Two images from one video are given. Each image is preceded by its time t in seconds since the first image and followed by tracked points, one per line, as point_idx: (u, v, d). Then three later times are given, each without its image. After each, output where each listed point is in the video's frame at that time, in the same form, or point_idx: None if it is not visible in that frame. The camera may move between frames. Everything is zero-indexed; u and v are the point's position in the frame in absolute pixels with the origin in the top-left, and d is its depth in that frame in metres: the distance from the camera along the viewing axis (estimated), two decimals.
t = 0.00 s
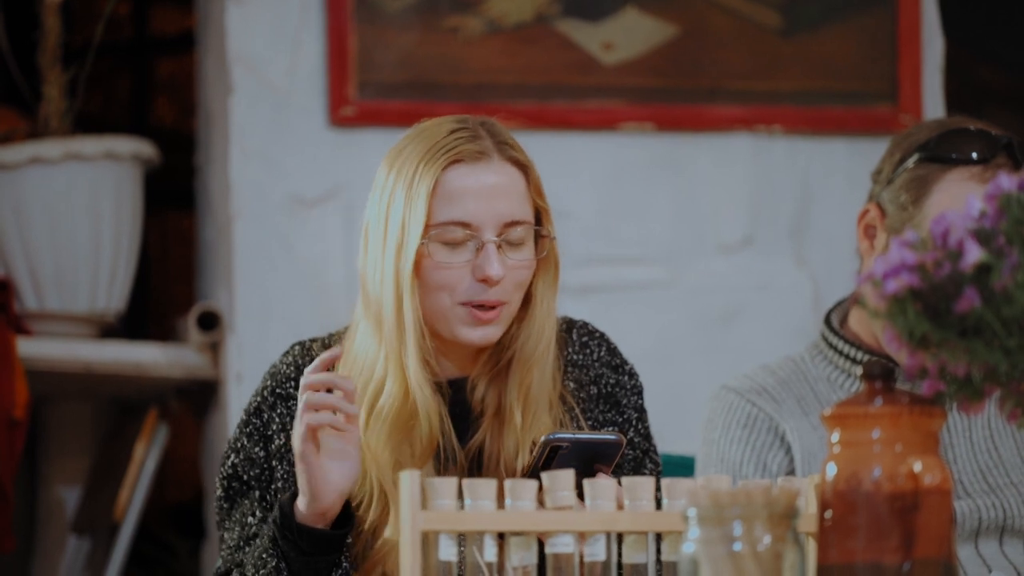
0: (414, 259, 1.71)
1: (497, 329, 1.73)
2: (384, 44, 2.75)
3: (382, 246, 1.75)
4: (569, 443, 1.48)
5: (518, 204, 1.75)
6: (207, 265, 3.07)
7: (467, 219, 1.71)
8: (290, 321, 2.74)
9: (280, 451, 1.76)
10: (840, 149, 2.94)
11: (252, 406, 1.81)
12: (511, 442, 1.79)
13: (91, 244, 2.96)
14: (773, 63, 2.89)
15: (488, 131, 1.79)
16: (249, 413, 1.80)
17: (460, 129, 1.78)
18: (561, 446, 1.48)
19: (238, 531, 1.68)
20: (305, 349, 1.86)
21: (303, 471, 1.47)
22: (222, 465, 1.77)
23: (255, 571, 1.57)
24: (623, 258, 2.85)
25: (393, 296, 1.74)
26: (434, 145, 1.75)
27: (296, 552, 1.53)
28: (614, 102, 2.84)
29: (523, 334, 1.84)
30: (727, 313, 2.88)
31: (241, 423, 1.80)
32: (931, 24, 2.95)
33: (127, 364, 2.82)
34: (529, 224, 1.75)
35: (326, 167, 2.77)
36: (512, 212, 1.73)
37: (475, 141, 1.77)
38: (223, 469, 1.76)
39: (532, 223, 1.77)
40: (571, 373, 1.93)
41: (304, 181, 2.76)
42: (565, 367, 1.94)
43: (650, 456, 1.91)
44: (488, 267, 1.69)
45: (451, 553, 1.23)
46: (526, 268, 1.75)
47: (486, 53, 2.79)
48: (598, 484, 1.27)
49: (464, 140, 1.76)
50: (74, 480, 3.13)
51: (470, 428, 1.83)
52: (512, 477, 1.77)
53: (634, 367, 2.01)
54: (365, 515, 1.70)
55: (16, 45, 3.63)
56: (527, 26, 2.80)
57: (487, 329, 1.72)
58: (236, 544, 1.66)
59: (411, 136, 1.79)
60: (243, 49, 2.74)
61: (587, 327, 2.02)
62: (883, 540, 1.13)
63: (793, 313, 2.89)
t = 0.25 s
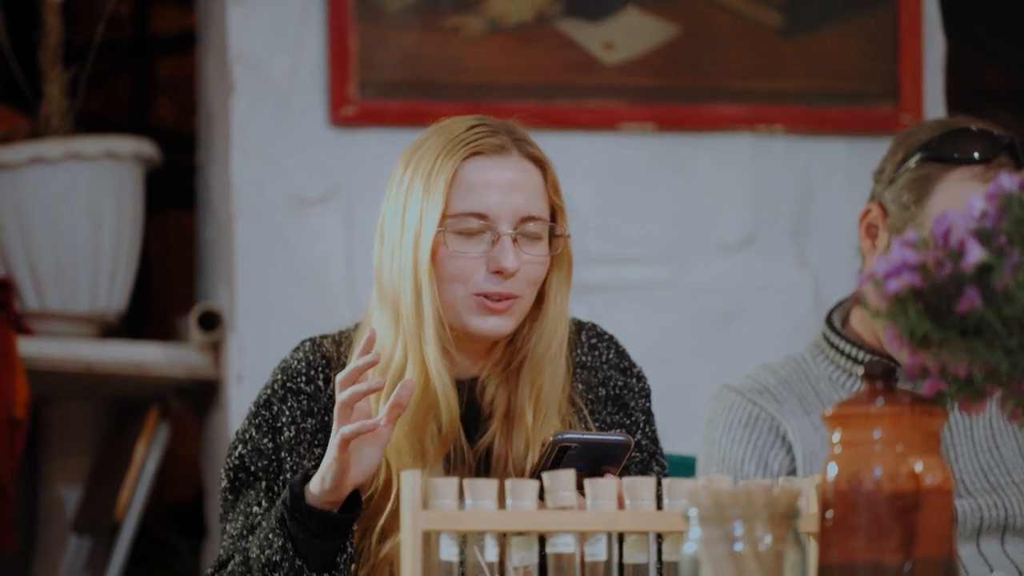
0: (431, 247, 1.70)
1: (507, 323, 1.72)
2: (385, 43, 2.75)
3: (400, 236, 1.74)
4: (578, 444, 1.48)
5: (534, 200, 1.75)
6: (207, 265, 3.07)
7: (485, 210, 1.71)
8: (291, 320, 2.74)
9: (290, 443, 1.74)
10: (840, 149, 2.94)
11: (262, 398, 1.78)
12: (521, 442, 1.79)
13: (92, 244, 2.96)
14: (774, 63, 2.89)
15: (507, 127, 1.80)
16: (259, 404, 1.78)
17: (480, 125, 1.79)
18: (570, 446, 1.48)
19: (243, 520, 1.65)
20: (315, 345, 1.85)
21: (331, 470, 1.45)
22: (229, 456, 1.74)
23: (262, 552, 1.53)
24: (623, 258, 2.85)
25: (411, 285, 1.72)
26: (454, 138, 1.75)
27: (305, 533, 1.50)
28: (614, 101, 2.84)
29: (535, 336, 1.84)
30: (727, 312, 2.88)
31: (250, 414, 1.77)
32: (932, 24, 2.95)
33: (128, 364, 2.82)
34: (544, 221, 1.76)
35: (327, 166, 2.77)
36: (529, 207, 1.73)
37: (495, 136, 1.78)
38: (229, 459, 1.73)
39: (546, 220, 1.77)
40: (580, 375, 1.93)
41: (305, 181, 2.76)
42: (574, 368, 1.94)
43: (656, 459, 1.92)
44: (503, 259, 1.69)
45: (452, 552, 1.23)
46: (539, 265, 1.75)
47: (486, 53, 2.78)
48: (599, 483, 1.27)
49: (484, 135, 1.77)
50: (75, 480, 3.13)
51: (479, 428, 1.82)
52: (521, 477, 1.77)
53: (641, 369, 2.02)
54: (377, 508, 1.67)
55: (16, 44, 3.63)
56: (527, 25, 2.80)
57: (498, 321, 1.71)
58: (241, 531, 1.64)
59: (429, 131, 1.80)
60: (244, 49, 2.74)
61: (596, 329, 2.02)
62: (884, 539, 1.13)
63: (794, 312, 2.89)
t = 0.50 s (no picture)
0: (442, 241, 1.70)
1: (516, 319, 1.71)
2: (385, 43, 2.75)
3: (410, 233, 1.73)
4: (587, 439, 1.48)
5: (545, 198, 1.75)
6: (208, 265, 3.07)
7: (495, 206, 1.71)
8: (291, 320, 2.74)
9: (295, 437, 1.74)
10: (840, 149, 2.94)
11: (268, 393, 1.78)
12: (528, 442, 1.78)
13: (92, 244, 2.96)
14: (774, 63, 2.90)
15: (518, 127, 1.81)
16: (264, 399, 1.77)
17: (491, 124, 1.80)
18: (578, 442, 1.48)
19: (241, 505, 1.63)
20: (322, 342, 1.85)
21: (339, 445, 1.45)
22: (232, 448, 1.74)
23: (253, 525, 1.55)
24: (623, 258, 2.85)
25: (422, 280, 1.71)
26: (466, 136, 1.76)
27: (297, 505, 1.52)
28: (614, 102, 2.84)
29: (545, 335, 1.83)
30: (727, 313, 2.88)
31: (255, 408, 1.77)
32: (932, 24, 2.95)
33: (128, 364, 2.81)
34: (555, 219, 1.76)
35: (327, 166, 2.77)
36: (539, 204, 1.74)
37: (506, 134, 1.79)
38: (233, 451, 1.73)
39: (557, 219, 1.77)
40: (585, 377, 1.93)
41: (305, 181, 2.76)
42: (580, 370, 1.94)
43: (661, 461, 1.92)
44: (513, 254, 1.69)
45: (452, 553, 1.23)
46: (549, 262, 1.74)
47: (486, 53, 2.78)
48: (599, 484, 1.27)
49: (496, 133, 1.78)
50: (75, 480, 3.13)
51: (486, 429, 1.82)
52: (527, 477, 1.77)
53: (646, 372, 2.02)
54: (387, 501, 1.69)
55: (15, 45, 3.63)
56: (527, 25, 2.80)
57: (507, 317, 1.71)
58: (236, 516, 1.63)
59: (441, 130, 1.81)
60: (244, 49, 2.74)
61: (601, 331, 2.03)
62: (884, 539, 1.13)
63: (795, 312, 2.89)
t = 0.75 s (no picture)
0: (449, 241, 1.71)
1: (521, 322, 1.72)
2: (385, 45, 2.75)
3: (418, 233, 1.74)
4: (594, 439, 1.48)
5: (553, 200, 1.76)
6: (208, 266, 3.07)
7: (504, 207, 1.72)
8: (293, 320, 2.74)
9: (305, 436, 1.74)
10: (841, 149, 2.94)
11: (275, 393, 1.78)
12: (534, 446, 1.77)
13: (92, 245, 2.96)
14: (775, 64, 2.90)
15: (529, 128, 1.81)
16: (272, 399, 1.77)
17: (502, 124, 1.80)
18: (586, 441, 1.49)
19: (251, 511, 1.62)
20: (328, 342, 1.85)
21: (350, 438, 1.45)
22: (241, 448, 1.74)
23: (265, 525, 1.53)
24: (624, 259, 2.85)
25: (429, 279, 1.72)
26: (476, 136, 1.77)
27: (308, 503, 1.50)
28: (614, 102, 2.84)
29: (551, 338, 1.83)
30: (728, 313, 2.88)
31: (264, 408, 1.77)
32: (932, 24, 2.95)
33: (128, 365, 2.83)
34: (562, 221, 1.76)
35: (328, 167, 2.77)
36: (547, 206, 1.74)
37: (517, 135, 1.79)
38: (243, 452, 1.73)
39: (564, 221, 1.78)
40: (590, 379, 1.94)
41: (306, 182, 2.76)
42: (585, 372, 1.94)
43: (665, 463, 1.92)
44: (520, 255, 1.70)
45: (454, 555, 1.23)
46: (555, 265, 1.75)
47: (487, 54, 2.79)
48: (600, 484, 1.26)
49: (507, 134, 1.78)
50: (76, 481, 3.13)
51: (491, 432, 1.81)
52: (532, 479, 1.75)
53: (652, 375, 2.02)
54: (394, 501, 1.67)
55: (16, 46, 3.63)
56: (528, 26, 2.80)
57: (510, 320, 1.72)
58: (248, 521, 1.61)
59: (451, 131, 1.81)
60: (245, 49, 2.74)
61: (606, 334, 2.03)
62: (885, 541, 1.13)
63: (795, 313, 2.89)
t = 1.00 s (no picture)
0: (452, 239, 1.71)
1: (523, 320, 1.72)
2: (385, 44, 2.75)
3: (422, 231, 1.74)
4: (597, 435, 1.49)
5: (557, 199, 1.76)
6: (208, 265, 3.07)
7: (507, 205, 1.72)
8: (293, 319, 2.74)
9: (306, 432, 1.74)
10: (841, 149, 2.94)
11: (277, 386, 1.77)
12: (535, 445, 1.77)
13: (93, 244, 2.96)
14: (775, 63, 2.90)
15: (532, 128, 1.81)
16: (273, 391, 1.77)
17: (506, 124, 1.80)
18: (588, 438, 1.49)
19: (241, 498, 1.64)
20: (330, 338, 1.84)
21: (348, 433, 1.45)
22: (240, 439, 1.73)
23: (253, 512, 1.55)
24: (624, 258, 2.85)
25: (433, 277, 1.72)
26: (480, 135, 1.76)
27: (298, 491, 1.51)
28: (614, 102, 2.84)
29: (554, 338, 1.84)
30: (728, 313, 2.88)
31: (264, 400, 1.76)
32: (932, 23, 2.95)
33: (128, 364, 2.82)
34: (565, 221, 1.76)
35: (328, 167, 2.77)
36: (550, 206, 1.74)
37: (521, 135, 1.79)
38: (240, 442, 1.72)
39: (567, 221, 1.78)
40: (591, 377, 1.94)
41: (306, 181, 2.76)
42: (587, 370, 1.94)
43: (665, 462, 1.91)
44: (523, 254, 1.70)
45: (454, 553, 1.22)
46: (558, 264, 1.75)
47: (487, 54, 2.78)
48: (600, 483, 1.27)
49: (511, 133, 1.78)
50: (76, 481, 3.13)
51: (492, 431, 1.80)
52: (533, 479, 1.75)
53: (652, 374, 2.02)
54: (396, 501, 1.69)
55: (16, 46, 3.63)
56: (528, 26, 2.80)
57: (513, 318, 1.71)
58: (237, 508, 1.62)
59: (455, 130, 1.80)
60: (245, 49, 2.74)
61: (607, 332, 2.03)
62: (885, 540, 1.13)
63: (795, 312, 2.89)
